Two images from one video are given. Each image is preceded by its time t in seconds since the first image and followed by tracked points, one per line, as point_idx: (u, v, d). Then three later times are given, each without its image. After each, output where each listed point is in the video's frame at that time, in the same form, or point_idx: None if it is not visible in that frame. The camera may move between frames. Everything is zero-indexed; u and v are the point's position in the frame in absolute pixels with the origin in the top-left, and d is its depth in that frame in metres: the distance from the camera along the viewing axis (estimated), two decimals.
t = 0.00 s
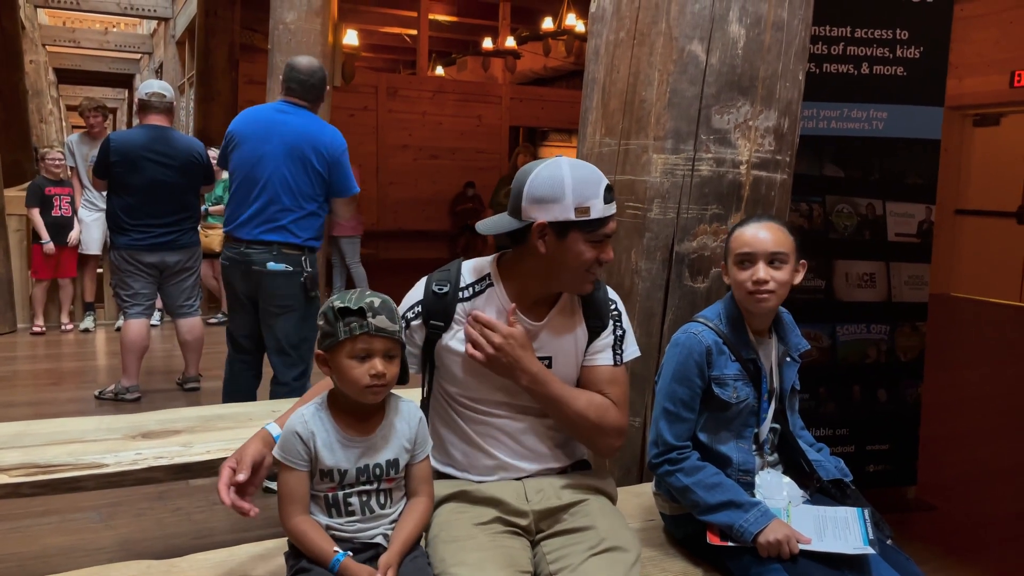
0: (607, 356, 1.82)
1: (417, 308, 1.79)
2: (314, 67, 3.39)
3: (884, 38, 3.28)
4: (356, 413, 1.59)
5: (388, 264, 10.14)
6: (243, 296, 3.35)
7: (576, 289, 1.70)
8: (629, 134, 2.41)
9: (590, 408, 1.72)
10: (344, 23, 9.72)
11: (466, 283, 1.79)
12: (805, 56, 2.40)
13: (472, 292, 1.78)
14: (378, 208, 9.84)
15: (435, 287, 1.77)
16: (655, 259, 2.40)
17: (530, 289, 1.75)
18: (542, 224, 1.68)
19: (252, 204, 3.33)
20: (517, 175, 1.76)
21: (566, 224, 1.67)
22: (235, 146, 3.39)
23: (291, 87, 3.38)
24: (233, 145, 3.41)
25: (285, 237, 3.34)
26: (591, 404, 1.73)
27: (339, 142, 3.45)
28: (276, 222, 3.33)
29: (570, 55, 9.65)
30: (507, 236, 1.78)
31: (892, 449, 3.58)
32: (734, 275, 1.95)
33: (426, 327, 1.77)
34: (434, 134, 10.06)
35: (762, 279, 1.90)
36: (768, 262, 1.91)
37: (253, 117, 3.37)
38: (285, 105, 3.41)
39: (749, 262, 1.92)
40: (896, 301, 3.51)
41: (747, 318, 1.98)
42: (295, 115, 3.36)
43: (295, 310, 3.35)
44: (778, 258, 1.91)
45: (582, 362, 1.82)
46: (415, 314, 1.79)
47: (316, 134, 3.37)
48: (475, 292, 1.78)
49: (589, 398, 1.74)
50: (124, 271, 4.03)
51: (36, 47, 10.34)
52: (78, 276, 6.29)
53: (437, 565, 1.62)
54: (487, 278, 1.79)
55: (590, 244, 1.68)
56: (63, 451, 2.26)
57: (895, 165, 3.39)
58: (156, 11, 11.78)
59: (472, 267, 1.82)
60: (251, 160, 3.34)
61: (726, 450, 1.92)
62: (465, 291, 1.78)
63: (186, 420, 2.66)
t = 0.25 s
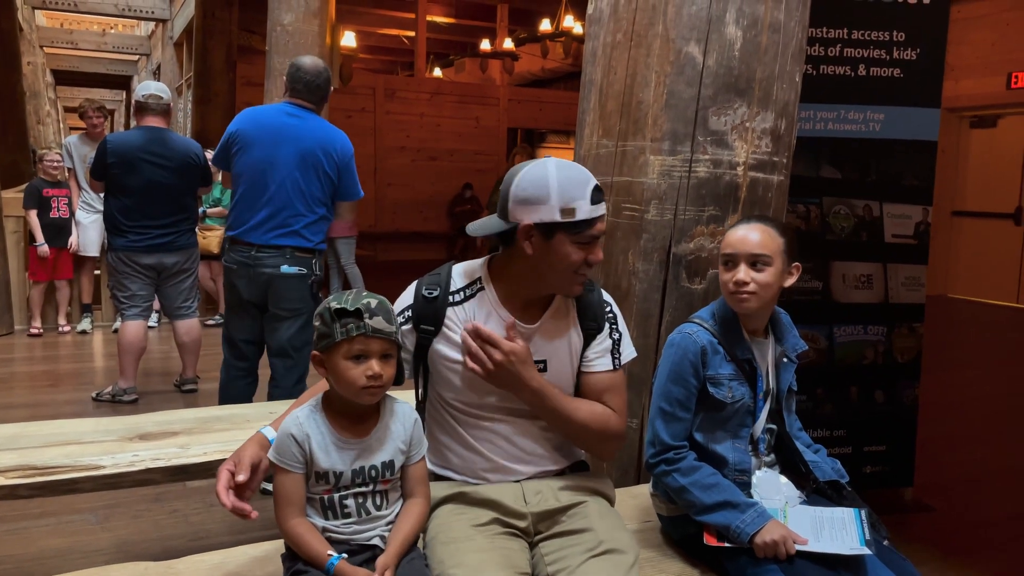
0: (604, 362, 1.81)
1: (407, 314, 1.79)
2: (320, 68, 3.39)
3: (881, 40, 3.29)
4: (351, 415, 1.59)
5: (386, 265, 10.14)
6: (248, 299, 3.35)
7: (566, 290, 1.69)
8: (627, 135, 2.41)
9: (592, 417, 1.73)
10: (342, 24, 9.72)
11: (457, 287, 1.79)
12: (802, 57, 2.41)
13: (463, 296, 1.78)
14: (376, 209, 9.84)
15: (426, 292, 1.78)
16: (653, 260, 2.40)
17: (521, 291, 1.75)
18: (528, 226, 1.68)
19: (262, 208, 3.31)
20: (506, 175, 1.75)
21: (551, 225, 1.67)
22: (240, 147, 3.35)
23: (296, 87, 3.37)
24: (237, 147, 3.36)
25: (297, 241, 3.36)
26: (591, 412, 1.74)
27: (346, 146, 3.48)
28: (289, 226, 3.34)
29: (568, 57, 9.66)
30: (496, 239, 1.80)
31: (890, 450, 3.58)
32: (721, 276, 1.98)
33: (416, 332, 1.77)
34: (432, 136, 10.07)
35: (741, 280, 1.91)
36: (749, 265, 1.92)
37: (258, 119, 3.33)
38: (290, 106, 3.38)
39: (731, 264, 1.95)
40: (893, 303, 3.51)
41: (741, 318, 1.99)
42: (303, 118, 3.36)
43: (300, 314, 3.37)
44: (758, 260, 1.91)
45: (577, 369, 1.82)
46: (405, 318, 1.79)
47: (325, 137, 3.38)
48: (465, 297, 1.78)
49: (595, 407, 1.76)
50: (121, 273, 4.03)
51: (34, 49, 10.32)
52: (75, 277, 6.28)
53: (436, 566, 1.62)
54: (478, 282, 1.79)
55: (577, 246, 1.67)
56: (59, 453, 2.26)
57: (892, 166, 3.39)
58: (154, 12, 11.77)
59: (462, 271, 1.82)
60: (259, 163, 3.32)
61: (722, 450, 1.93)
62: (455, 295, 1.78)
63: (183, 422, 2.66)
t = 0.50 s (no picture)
0: (608, 369, 1.80)
1: (398, 316, 1.77)
2: (311, 69, 3.39)
3: (877, 41, 3.29)
4: (345, 418, 1.59)
5: (384, 267, 10.13)
6: (248, 308, 3.36)
7: (511, 276, 1.68)
8: (624, 137, 2.41)
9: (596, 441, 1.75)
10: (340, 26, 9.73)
11: (448, 287, 1.78)
12: (798, 59, 2.41)
13: (454, 295, 1.77)
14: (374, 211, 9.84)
15: (416, 294, 1.77)
16: (650, 262, 2.40)
17: (502, 290, 1.75)
18: (477, 212, 1.76)
19: (259, 214, 3.32)
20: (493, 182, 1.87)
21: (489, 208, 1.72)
22: (233, 153, 3.35)
23: (286, 90, 3.37)
24: (230, 152, 3.36)
25: (295, 246, 3.37)
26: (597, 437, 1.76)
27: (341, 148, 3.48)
28: (287, 233, 3.35)
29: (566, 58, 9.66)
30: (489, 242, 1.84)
31: (887, 451, 3.59)
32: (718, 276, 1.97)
33: (408, 335, 1.75)
34: (430, 138, 10.07)
35: (742, 281, 1.91)
36: (749, 266, 1.92)
37: (250, 124, 3.32)
38: (281, 110, 3.38)
39: (730, 264, 1.94)
40: (890, 304, 3.52)
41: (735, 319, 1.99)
42: (296, 123, 3.35)
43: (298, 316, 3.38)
44: (760, 262, 1.91)
45: (578, 374, 1.81)
46: (396, 321, 1.76)
47: (319, 140, 3.38)
48: (457, 296, 1.77)
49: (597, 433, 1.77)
50: (118, 274, 4.02)
51: (32, 50, 10.31)
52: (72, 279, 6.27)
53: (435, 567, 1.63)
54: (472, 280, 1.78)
55: (509, 224, 1.68)
56: (56, 455, 2.26)
57: (888, 168, 3.40)
58: (152, 14, 11.77)
59: (454, 271, 1.81)
60: (254, 169, 3.32)
61: (718, 451, 1.93)
62: (445, 296, 1.77)
63: (180, 423, 2.66)
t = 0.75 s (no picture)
0: (590, 370, 1.77)
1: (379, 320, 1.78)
2: (303, 69, 3.37)
3: (875, 42, 3.30)
4: (342, 420, 1.59)
5: (382, 268, 10.13)
6: (245, 310, 3.36)
7: (482, 273, 1.69)
8: (622, 138, 2.41)
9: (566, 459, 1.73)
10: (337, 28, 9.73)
11: (430, 288, 1.80)
12: (795, 60, 2.42)
13: (435, 296, 1.78)
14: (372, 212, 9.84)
15: (397, 297, 1.78)
16: (647, 262, 2.40)
17: (478, 290, 1.76)
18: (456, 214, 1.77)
19: (254, 217, 3.32)
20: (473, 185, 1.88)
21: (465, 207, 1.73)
22: (227, 156, 3.35)
23: (278, 92, 3.35)
24: (225, 156, 3.36)
25: (291, 249, 3.37)
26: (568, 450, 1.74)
27: (335, 150, 3.46)
28: (281, 235, 3.34)
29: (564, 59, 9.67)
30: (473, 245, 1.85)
31: (885, 451, 3.59)
32: (722, 276, 1.96)
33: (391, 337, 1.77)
34: (428, 139, 10.07)
35: (751, 281, 1.92)
36: (758, 266, 1.93)
37: (243, 127, 3.33)
38: (274, 112, 3.37)
39: (738, 265, 1.93)
40: (887, 304, 3.52)
41: (731, 319, 1.99)
42: (289, 125, 3.34)
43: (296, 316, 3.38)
44: (766, 262, 1.92)
45: (559, 373, 1.78)
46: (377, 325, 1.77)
47: (311, 143, 3.36)
48: (438, 297, 1.78)
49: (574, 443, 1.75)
50: (116, 276, 4.02)
51: (30, 52, 10.31)
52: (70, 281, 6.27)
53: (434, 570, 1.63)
54: (451, 281, 1.79)
55: (484, 222, 1.68)
56: (54, 457, 2.26)
57: (886, 169, 3.40)
58: (150, 16, 11.76)
59: (438, 273, 1.83)
60: (248, 172, 3.32)
61: (714, 452, 1.93)
62: (427, 298, 1.79)
63: (178, 425, 2.66)
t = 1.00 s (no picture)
0: (570, 367, 1.75)
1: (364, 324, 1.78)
2: (302, 71, 3.36)
3: (873, 42, 3.30)
4: (339, 419, 1.59)
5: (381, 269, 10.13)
6: (244, 311, 3.35)
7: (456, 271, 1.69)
8: (620, 138, 2.41)
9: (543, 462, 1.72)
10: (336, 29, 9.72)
11: (413, 290, 1.80)
12: (794, 60, 2.41)
13: (416, 299, 1.79)
14: (371, 213, 9.83)
15: (384, 301, 1.78)
16: (646, 263, 2.40)
17: (454, 290, 1.76)
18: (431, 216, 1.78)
19: (250, 218, 3.32)
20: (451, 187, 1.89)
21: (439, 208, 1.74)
22: (226, 156, 3.35)
23: (278, 93, 3.35)
24: (223, 156, 3.36)
25: (290, 251, 3.36)
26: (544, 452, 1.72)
27: (334, 152, 3.45)
28: (280, 237, 3.34)
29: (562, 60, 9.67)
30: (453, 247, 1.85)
31: (885, 451, 3.59)
32: (719, 277, 1.95)
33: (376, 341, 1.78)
34: (427, 140, 10.06)
35: (747, 281, 1.91)
36: (754, 266, 1.92)
37: (241, 128, 3.33)
38: (273, 113, 3.37)
39: (734, 265, 1.93)
40: (886, 304, 3.52)
41: (728, 319, 1.99)
42: (288, 126, 3.34)
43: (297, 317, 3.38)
44: (762, 261, 1.92)
45: (542, 372, 1.77)
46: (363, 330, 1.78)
47: (310, 144, 3.36)
48: (420, 299, 1.79)
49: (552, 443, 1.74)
50: (114, 277, 4.02)
51: (28, 54, 10.31)
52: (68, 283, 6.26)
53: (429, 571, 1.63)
54: (431, 284, 1.80)
55: (457, 221, 1.69)
56: (53, 459, 2.25)
57: (885, 169, 3.40)
58: (148, 17, 11.75)
59: (420, 275, 1.83)
60: (245, 173, 3.32)
61: (713, 452, 1.93)
62: (410, 300, 1.79)
63: (177, 426, 2.66)
